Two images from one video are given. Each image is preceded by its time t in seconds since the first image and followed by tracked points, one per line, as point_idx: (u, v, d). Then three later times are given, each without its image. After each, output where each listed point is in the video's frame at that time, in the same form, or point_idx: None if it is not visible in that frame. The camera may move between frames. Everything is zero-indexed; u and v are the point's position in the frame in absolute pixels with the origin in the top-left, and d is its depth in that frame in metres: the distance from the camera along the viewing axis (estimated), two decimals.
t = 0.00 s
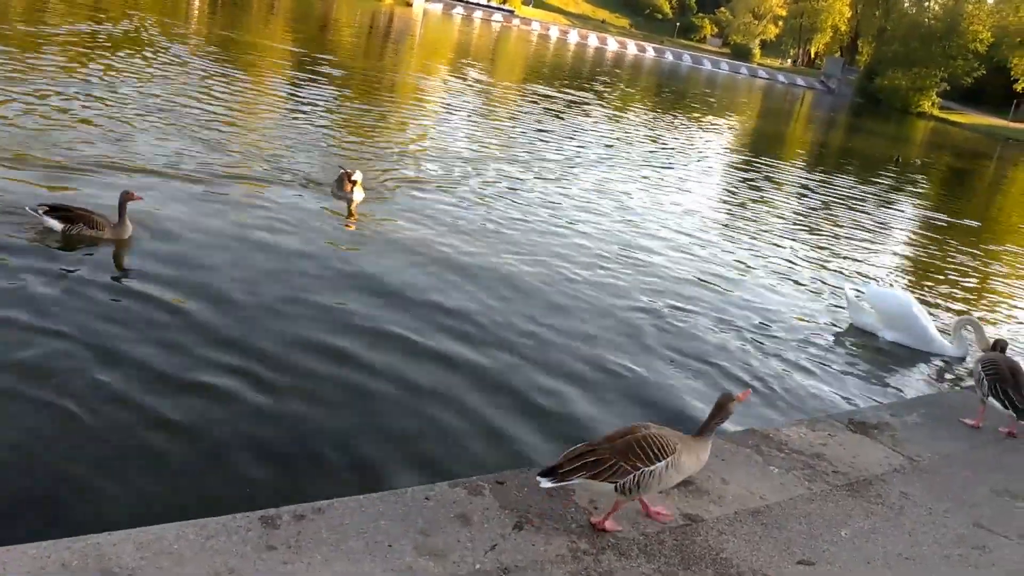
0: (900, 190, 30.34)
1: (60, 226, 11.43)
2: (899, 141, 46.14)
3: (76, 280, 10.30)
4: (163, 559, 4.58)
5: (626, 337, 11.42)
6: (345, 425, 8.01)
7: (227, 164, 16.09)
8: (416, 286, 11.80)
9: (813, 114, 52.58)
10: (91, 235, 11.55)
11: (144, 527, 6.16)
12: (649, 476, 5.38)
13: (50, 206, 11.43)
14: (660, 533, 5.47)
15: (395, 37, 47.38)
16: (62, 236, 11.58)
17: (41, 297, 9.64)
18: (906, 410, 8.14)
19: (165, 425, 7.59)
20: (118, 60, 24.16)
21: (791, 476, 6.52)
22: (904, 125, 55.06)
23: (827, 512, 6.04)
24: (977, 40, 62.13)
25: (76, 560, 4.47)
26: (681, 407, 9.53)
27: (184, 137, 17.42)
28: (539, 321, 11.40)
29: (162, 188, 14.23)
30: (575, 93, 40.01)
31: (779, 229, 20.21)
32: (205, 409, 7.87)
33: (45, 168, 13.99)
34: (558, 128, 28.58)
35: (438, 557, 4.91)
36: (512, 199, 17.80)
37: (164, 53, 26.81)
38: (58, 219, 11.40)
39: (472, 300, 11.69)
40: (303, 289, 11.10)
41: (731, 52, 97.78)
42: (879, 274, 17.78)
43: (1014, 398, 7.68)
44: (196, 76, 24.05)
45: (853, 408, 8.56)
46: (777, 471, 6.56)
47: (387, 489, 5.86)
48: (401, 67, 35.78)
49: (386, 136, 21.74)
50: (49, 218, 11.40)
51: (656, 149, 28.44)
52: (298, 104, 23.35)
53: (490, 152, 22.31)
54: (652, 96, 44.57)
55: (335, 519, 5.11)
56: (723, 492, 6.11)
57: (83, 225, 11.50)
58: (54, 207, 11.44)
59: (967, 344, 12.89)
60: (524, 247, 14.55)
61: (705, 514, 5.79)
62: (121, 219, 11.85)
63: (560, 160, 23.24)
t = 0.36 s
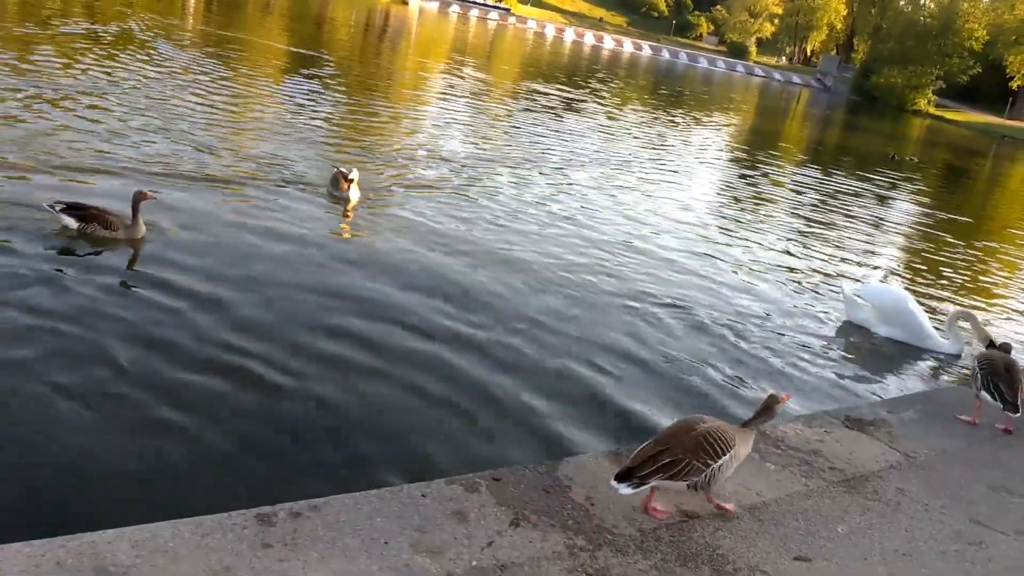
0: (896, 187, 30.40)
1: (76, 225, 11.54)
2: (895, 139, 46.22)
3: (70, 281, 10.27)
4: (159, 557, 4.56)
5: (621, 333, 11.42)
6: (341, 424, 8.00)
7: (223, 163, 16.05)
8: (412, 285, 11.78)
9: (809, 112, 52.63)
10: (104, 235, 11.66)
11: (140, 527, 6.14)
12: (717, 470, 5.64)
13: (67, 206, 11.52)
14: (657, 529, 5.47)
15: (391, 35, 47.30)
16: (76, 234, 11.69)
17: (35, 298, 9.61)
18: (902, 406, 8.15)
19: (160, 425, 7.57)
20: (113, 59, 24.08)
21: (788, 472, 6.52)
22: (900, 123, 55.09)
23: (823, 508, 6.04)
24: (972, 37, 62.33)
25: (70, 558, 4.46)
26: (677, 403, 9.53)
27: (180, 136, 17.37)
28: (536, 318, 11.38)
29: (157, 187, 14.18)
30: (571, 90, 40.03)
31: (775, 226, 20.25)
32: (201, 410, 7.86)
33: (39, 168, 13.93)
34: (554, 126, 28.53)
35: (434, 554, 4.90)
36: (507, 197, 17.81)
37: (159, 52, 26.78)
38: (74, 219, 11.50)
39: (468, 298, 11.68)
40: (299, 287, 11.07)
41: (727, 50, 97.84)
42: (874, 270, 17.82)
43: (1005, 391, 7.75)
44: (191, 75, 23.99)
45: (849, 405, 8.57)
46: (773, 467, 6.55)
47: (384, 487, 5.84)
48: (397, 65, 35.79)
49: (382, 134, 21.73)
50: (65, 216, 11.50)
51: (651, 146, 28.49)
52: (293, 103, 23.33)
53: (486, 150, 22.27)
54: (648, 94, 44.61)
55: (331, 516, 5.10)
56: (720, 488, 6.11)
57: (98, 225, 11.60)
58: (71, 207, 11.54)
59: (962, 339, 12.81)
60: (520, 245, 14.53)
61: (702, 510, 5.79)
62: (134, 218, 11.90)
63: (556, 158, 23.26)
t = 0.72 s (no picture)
0: (890, 184, 30.47)
1: (85, 229, 11.51)
2: (889, 136, 46.32)
3: (63, 283, 10.25)
4: (155, 561, 4.58)
5: (616, 332, 11.44)
6: (336, 425, 8.01)
7: (217, 165, 16.02)
8: (407, 285, 11.80)
9: (804, 109, 52.74)
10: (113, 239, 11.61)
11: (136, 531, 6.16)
12: (785, 459, 5.79)
13: (77, 210, 11.53)
14: (651, 528, 5.49)
15: (385, 36, 47.26)
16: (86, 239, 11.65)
17: (29, 301, 9.60)
18: (896, 403, 8.18)
19: (155, 428, 7.57)
20: (106, 61, 24.04)
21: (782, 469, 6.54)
22: (894, 120, 55.20)
23: (817, 505, 6.08)
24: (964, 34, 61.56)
25: (67, 562, 4.48)
26: (672, 402, 9.56)
27: (173, 138, 17.35)
28: (531, 317, 11.41)
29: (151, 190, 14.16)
30: (566, 89, 40.08)
31: (770, 223, 20.30)
32: (196, 412, 7.87)
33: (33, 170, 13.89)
34: (549, 125, 28.52)
35: (430, 555, 4.93)
36: (503, 196, 17.83)
37: (154, 54, 26.77)
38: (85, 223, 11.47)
39: (463, 298, 11.68)
40: (294, 288, 11.08)
41: (721, 48, 97.95)
42: (869, 267, 17.88)
43: (1006, 386, 7.78)
44: (185, 77, 23.96)
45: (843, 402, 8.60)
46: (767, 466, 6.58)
47: (379, 488, 5.86)
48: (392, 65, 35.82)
49: (377, 135, 21.74)
50: (75, 221, 11.48)
51: (647, 144, 28.54)
52: (288, 104, 23.35)
53: (480, 150, 22.27)
54: (643, 93, 44.67)
55: (327, 518, 5.12)
56: (715, 487, 6.14)
57: (107, 229, 11.56)
58: (80, 211, 11.52)
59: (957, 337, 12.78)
60: (515, 244, 14.53)
61: (696, 508, 5.82)
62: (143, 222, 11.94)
63: (552, 157, 23.29)
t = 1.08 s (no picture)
0: (880, 180, 30.59)
1: (98, 242, 11.61)
2: (878, 131, 46.50)
3: (53, 292, 10.22)
4: (148, 570, 4.58)
5: (607, 331, 11.47)
6: (329, 432, 8.02)
7: (206, 172, 16.01)
8: (398, 288, 11.82)
9: (793, 107, 52.92)
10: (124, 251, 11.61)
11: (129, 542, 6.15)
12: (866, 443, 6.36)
13: (88, 225, 11.61)
14: (644, 528, 5.52)
15: (374, 39, 47.30)
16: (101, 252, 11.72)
17: (19, 312, 9.57)
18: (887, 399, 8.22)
19: (147, 439, 7.57)
20: (94, 70, 24.02)
21: (773, 467, 6.57)
22: (883, 116, 55.43)
23: (809, 502, 6.10)
24: (952, 29, 61.78)
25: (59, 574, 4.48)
26: (666, 402, 9.59)
27: (162, 146, 17.33)
28: (522, 319, 11.43)
29: (140, 198, 14.15)
30: (556, 90, 40.16)
31: (761, 220, 20.38)
32: (188, 421, 7.87)
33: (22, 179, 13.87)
34: (539, 127, 28.54)
35: (423, 559, 4.93)
36: (493, 198, 17.86)
37: (143, 62, 26.75)
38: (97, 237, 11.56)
39: (454, 300, 11.69)
40: (285, 294, 11.07)
41: (709, 46, 98.20)
42: (860, 263, 17.96)
43: (1003, 384, 7.80)
44: (174, 85, 23.94)
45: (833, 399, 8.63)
46: (759, 463, 6.61)
47: (372, 493, 5.86)
48: (381, 69, 35.85)
49: (367, 139, 21.76)
50: (87, 235, 11.59)
51: (637, 144, 28.62)
52: (278, 110, 23.34)
53: (471, 152, 22.29)
54: (633, 93, 44.77)
55: (319, 524, 5.12)
56: (706, 486, 6.16)
57: (118, 240, 11.57)
58: (92, 224, 11.63)
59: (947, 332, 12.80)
60: (505, 246, 14.55)
61: (689, 507, 5.84)
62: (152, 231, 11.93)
63: (542, 158, 23.34)
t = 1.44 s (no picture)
0: (869, 175, 30.72)
1: (118, 258, 11.55)
2: (866, 128, 46.69)
3: (41, 303, 10.18)
4: None
5: (598, 332, 11.50)
6: (321, 440, 8.02)
7: (195, 181, 15.97)
8: (389, 294, 11.81)
9: (781, 104, 53.09)
10: (146, 265, 11.63)
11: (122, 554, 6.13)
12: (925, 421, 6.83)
13: (107, 241, 11.56)
14: (635, 527, 5.52)
15: (361, 45, 47.26)
16: (119, 267, 11.69)
17: (8, 324, 9.54)
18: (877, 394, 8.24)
19: (138, 451, 7.55)
20: (82, 81, 24.00)
21: (764, 465, 6.59)
22: (870, 112, 55.63)
23: (800, 499, 6.12)
24: (938, 24, 62.63)
25: None
26: (658, 404, 9.60)
27: (150, 156, 17.28)
28: (512, 322, 11.43)
29: (128, 206, 14.09)
30: (545, 93, 40.23)
31: (751, 218, 20.44)
32: (179, 433, 7.85)
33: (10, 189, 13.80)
34: (528, 130, 28.55)
35: (414, 564, 4.93)
36: (483, 202, 17.88)
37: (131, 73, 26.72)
38: (117, 253, 11.53)
39: (444, 304, 11.68)
40: (274, 303, 11.06)
41: (697, 46, 98.47)
42: (850, 259, 18.03)
43: (970, 366, 8.10)
44: (161, 95, 23.89)
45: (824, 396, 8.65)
46: (751, 462, 6.61)
47: (364, 498, 5.86)
48: (370, 75, 35.90)
49: (356, 145, 21.75)
50: (106, 251, 11.53)
51: (626, 145, 28.69)
52: (266, 117, 23.32)
53: (460, 156, 22.29)
54: (621, 94, 44.88)
55: (311, 531, 5.11)
56: (698, 484, 6.17)
57: (139, 255, 11.58)
58: (111, 241, 11.60)
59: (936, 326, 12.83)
60: (495, 249, 14.54)
61: (680, 506, 5.85)
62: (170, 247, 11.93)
63: (532, 160, 23.36)
